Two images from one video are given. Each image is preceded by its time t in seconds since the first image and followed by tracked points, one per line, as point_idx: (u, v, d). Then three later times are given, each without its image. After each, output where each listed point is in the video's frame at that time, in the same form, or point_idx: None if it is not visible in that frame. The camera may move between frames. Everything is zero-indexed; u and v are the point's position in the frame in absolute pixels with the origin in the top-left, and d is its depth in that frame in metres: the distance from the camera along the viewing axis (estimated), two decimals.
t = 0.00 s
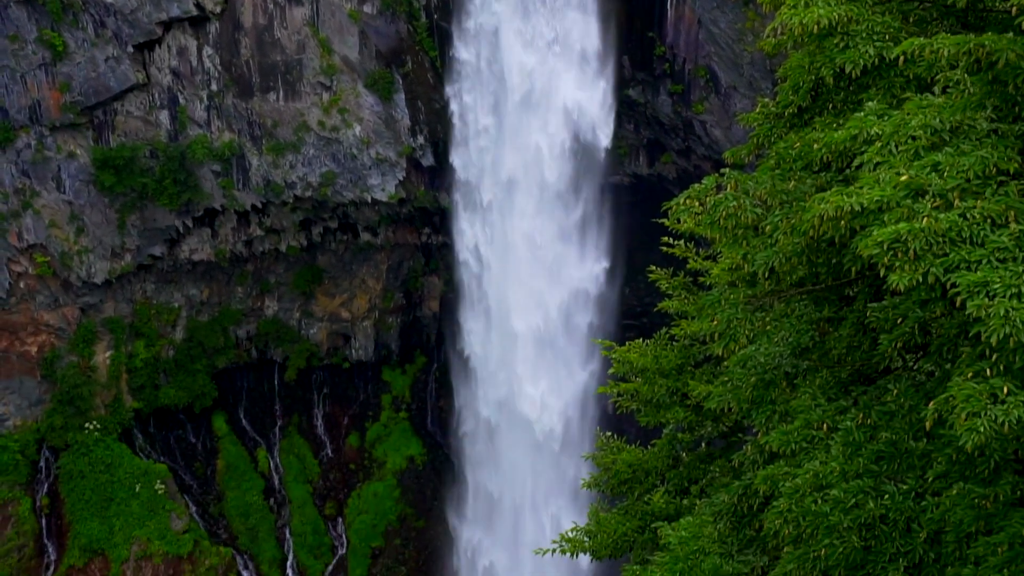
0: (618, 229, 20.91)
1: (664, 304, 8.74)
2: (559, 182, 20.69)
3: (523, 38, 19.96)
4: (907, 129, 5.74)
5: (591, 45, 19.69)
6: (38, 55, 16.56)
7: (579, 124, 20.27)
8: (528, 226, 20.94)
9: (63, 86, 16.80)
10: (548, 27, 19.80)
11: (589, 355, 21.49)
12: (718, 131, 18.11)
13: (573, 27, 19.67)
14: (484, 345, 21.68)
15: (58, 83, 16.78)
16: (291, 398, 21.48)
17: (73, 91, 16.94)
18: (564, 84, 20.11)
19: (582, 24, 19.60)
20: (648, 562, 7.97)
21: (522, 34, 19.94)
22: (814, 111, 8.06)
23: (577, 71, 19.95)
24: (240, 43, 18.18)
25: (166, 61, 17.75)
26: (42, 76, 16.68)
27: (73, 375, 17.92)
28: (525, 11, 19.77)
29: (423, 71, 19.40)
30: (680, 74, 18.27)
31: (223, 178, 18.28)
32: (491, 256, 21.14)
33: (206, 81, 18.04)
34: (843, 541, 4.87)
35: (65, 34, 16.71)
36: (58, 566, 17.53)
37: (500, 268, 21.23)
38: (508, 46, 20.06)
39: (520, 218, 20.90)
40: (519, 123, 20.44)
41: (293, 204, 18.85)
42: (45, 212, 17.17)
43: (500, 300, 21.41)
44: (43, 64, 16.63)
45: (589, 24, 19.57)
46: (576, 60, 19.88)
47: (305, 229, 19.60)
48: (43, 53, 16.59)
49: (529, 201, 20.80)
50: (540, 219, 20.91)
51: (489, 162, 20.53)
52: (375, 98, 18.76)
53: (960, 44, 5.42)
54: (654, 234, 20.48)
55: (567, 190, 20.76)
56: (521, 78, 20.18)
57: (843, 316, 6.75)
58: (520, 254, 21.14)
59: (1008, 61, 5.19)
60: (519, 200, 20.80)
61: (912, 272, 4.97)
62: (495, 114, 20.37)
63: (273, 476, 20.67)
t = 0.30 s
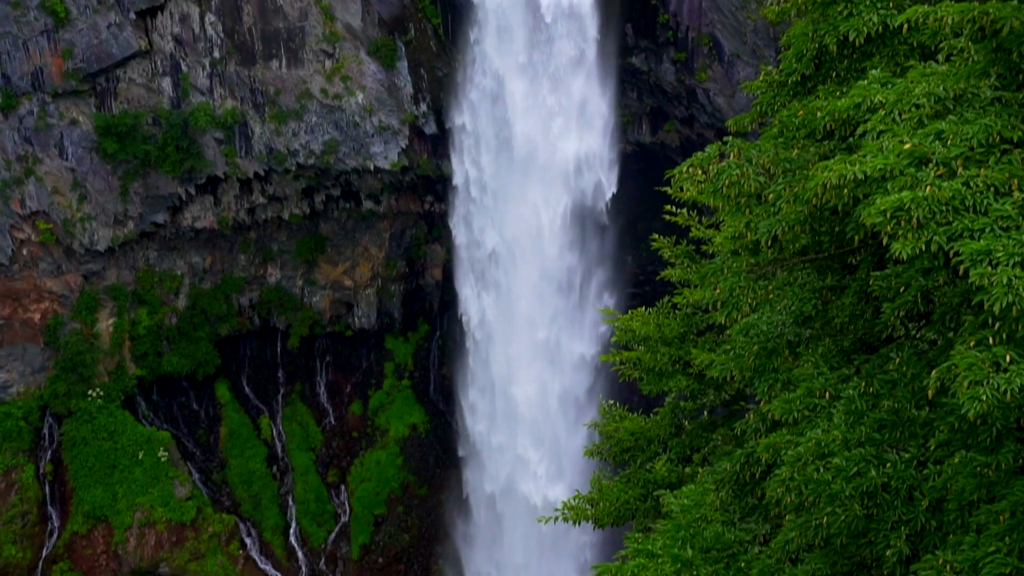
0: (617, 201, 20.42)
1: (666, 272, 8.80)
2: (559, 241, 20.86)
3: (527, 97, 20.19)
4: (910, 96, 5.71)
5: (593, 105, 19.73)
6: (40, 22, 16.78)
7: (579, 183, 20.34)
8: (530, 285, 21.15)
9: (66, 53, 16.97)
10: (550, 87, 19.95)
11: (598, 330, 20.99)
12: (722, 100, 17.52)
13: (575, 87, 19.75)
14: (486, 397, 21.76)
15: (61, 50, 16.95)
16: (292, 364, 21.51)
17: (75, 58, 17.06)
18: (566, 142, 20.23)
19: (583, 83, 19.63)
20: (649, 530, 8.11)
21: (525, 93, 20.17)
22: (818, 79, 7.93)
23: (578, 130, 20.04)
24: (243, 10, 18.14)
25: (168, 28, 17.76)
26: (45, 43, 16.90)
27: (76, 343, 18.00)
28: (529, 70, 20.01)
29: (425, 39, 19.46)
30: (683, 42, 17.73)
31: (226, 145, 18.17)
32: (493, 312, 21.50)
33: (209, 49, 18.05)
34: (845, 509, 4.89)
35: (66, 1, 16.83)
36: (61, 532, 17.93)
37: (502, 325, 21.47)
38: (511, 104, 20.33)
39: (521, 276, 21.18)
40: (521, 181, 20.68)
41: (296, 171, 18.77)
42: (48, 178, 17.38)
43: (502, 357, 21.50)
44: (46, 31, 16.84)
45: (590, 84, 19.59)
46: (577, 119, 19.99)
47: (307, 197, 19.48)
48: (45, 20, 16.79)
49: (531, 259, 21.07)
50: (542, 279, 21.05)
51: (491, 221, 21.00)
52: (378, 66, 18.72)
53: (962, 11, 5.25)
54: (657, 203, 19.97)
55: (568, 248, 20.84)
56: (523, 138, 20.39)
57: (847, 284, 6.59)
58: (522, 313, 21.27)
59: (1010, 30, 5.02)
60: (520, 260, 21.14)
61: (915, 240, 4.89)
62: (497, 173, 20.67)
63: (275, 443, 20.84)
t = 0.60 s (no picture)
0: (619, 170, 20.57)
1: (668, 241, 8.80)
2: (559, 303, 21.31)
3: (529, 164, 20.91)
4: (913, 66, 5.63)
5: (593, 172, 20.66)
6: None
7: (579, 247, 20.95)
8: (530, 348, 21.51)
9: (67, 20, 16.95)
10: (551, 155, 20.73)
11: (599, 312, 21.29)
12: (724, 68, 17.31)
13: (575, 157, 20.63)
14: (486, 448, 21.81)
15: (62, 17, 16.95)
16: (294, 333, 21.56)
17: (77, 25, 17.05)
18: (566, 208, 20.96)
19: (584, 148, 20.52)
20: (650, 498, 8.17)
21: (527, 159, 20.90)
22: (821, 48, 7.88)
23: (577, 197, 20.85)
24: None
25: None
26: (45, 10, 16.92)
27: (79, 311, 18.08)
28: (530, 139, 20.78)
29: (427, 7, 19.16)
30: (685, 11, 17.54)
31: (227, 114, 18.06)
32: (493, 375, 21.88)
33: (210, 16, 17.88)
34: (846, 478, 4.94)
35: None
36: (64, 499, 18.08)
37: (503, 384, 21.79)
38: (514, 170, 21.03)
39: (521, 340, 21.59)
40: (522, 244, 21.34)
41: (298, 140, 18.70)
42: (49, 147, 17.42)
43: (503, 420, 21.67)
44: None
45: (591, 150, 20.52)
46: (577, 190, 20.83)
47: (308, 165, 19.42)
48: None
49: (531, 323, 21.53)
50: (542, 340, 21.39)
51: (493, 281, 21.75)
52: (380, 34, 18.52)
53: None
54: (658, 171, 20.07)
55: (568, 308, 21.29)
56: (524, 206, 21.10)
57: (849, 255, 6.55)
58: (522, 375, 21.61)
59: None
60: (520, 324, 21.62)
61: (916, 210, 4.86)
62: (498, 241, 21.47)
63: (277, 412, 21.02)
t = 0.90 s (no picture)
0: (618, 141, 20.54)
1: (669, 210, 8.78)
2: (557, 365, 21.30)
3: (527, 180, 21.08)
4: (916, 35, 5.54)
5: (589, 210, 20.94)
6: None
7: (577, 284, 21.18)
8: (527, 412, 21.48)
9: None
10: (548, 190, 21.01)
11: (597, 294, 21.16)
12: (725, 37, 17.16)
13: (572, 180, 20.83)
14: (482, 444, 21.72)
15: None
16: (294, 302, 21.69)
17: None
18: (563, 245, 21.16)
19: (581, 168, 20.75)
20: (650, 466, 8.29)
21: (525, 178, 21.08)
22: (823, 17, 7.85)
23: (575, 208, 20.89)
24: None
25: None
26: None
27: (79, 278, 18.19)
28: (528, 207, 21.22)
29: None
30: None
31: (227, 82, 17.95)
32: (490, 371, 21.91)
33: None
34: (846, 447, 4.99)
35: None
36: (64, 467, 18.27)
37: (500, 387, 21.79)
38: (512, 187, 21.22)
39: (518, 354, 21.65)
40: (520, 257, 21.50)
41: (298, 108, 18.58)
42: (49, 114, 17.30)
43: (501, 428, 21.64)
44: None
45: (589, 220, 20.94)
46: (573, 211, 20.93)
47: (309, 134, 19.29)
48: None
49: (528, 387, 21.57)
50: (539, 404, 21.36)
51: (491, 298, 21.87)
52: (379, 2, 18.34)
53: None
54: (658, 138, 20.15)
55: (564, 316, 21.28)
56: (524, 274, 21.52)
57: (849, 223, 6.63)
58: (519, 369, 21.67)
59: None
60: (517, 357, 21.69)
61: (917, 178, 4.85)
62: (496, 262, 21.71)
63: (278, 380, 21.10)
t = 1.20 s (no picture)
0: (615, 112, 20.40)
1: (669, 175, 8.83)
2: (552, 339, 21.44)
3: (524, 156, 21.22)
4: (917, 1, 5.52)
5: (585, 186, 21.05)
6: None
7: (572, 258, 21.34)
8: (523, 411, 21.57)
9: None
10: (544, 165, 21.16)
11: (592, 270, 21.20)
12: (726, 3, 16.31)
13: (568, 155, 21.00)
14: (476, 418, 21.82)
15: None
16: (294, 268, 21.75)
17: None
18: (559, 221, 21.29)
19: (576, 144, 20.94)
20: (649, 432, 8.36)
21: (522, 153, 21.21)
22: None
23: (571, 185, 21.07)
24: None
25: None
26: None
27: (78, 243, 18.17)
28: (525, 183, 21.34)
29: None
30: None
31: (226, 46, 17.90)
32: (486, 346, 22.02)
33: None
34: (844, 414, 5.03)
35: None
36: (64, 432, 18.41)
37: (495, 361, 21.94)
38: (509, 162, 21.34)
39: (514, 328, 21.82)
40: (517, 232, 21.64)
41: (297, 73, 18.53)
42: (49, 78, 17.10)
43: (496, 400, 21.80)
44: None
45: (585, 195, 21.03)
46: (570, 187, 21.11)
47: (308, 99, 19.18)
48: None
49: (523, 362, 21.69)
50: (535, 378, 21.51)
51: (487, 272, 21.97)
52: None
53: None
54: (657, 106, 19.78)
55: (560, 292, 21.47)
56: (519, 337, 21.81)
57: (849, 191, 6.56)
58: (514, 344, 21.83)
59: None
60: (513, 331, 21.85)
61: (918, 146, 4.83)
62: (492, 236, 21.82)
63: (277, 344, 21.25)
